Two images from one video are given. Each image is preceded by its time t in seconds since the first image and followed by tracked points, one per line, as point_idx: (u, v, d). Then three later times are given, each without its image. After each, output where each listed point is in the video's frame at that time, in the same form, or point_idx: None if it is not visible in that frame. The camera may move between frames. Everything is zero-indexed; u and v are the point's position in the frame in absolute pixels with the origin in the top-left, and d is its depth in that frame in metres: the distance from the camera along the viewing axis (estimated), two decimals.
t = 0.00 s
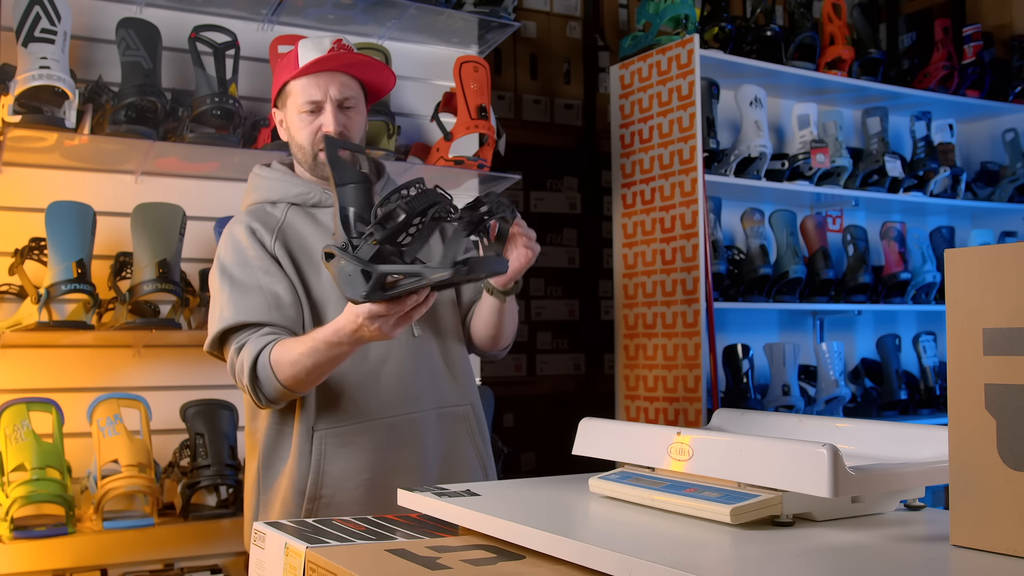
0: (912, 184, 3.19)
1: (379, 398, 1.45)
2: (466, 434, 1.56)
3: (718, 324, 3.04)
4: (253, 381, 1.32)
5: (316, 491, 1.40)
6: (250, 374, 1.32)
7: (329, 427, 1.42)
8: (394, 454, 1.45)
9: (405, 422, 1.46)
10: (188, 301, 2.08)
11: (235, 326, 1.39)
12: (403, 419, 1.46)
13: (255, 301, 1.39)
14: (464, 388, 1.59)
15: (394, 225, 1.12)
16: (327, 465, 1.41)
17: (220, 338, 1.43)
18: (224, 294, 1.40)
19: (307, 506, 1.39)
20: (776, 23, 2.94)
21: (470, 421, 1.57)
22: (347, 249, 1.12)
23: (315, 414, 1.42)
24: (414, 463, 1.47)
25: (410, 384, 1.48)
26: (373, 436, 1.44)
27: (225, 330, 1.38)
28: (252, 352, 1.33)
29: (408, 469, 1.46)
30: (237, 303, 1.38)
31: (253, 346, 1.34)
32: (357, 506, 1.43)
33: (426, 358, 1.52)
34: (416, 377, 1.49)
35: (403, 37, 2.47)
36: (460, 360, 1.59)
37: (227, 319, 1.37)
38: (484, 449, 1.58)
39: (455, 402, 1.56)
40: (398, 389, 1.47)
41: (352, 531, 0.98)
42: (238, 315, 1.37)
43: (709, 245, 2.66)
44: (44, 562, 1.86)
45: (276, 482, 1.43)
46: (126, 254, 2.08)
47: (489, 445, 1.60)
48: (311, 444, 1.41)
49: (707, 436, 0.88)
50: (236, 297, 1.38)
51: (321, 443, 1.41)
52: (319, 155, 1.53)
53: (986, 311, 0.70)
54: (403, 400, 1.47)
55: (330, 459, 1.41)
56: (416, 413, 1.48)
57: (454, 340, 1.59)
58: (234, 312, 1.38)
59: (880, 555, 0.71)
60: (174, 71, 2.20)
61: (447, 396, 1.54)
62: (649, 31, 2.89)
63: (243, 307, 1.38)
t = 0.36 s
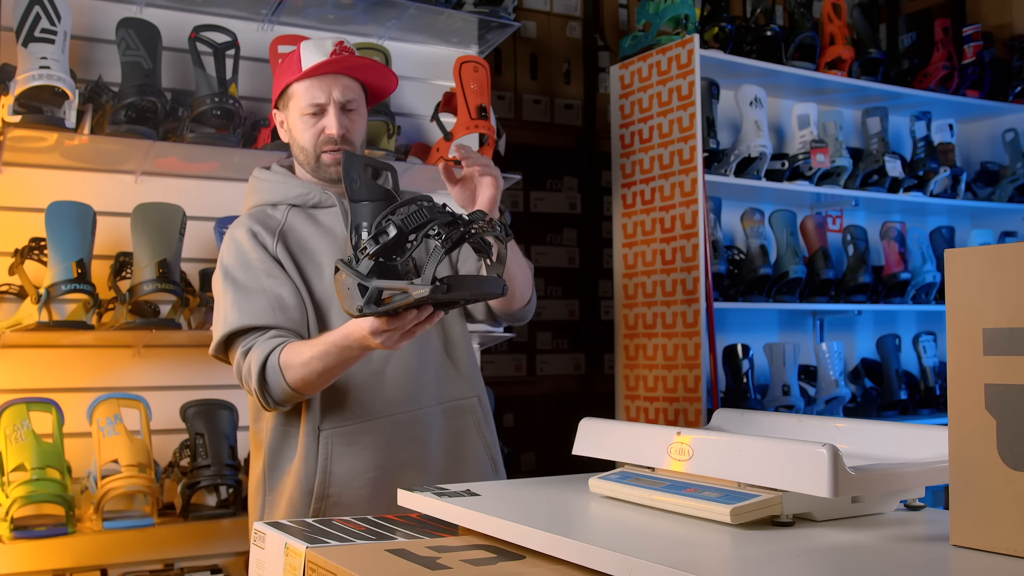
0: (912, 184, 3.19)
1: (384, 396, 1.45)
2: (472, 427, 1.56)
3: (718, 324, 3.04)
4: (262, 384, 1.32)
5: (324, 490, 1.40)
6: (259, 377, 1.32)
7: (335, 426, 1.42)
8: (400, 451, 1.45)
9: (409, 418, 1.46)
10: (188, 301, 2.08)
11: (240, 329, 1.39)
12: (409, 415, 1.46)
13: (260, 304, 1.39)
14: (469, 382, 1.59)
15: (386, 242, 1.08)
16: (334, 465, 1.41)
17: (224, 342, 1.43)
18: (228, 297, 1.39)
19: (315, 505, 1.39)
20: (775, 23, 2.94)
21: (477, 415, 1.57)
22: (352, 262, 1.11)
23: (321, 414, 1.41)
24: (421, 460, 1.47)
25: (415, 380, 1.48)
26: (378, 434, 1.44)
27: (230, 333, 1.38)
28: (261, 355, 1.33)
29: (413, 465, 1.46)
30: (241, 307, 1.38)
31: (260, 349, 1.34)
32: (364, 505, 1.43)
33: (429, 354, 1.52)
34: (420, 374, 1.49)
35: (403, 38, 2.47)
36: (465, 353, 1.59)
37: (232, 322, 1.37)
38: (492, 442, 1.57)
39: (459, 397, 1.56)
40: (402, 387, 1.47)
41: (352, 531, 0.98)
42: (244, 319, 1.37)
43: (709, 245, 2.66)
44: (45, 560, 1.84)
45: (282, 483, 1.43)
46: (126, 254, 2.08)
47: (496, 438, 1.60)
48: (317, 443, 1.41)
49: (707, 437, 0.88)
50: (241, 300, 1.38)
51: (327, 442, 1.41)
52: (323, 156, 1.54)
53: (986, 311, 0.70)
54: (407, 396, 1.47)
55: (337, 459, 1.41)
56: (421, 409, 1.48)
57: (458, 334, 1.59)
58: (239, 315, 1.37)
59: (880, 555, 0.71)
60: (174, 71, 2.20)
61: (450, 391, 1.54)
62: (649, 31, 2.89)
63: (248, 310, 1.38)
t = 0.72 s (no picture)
0: (912, 184, 3.19)
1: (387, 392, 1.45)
2: (474, 420, 1.55)
3: (718, 324, 3.04)
4: (270, 384, 1.32)
5: (329, 488, 1.40)
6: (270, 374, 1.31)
7: (339, 424, 1.42)
8: (404, 446, 1.45)
9: (411, 414, 1.47)
10: (188, 301, 2.08)
11: (246, 329, 1.39)
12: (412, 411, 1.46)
13: (266, 303, 1.39)
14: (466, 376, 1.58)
15: (393, 247, 1.08)
16: (339, 462, 1.41)
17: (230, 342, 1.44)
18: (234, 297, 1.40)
19: (320, 503, 1.39)
20: (775, 23, 2.94)
21: (479, 408, 1.56)
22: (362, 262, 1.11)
23: (326, 413, 1.41)
24: (423, 455, 1.47)
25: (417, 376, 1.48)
26: (382, 430, 1.44)
27: (237, 334, 1.39)
28: (270, 354, 1.33)
29: (416, 460, 1.46)
30: (247, 306, 1.38)
31: (267, 349, 1.34)
32: (369, 502, 1.43)
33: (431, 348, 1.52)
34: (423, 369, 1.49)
35: (403, 37, 2.47)
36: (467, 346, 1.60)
37: (239, 322, 1.37)
38: (494, 434, 1.57)
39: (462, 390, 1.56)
40: (405, 382, 1.47)
41: (352, 530, 0.98)
42: (250, 318, 1.38)
43: (709, 245, 2.66)
44: (44, 560, 1.84)
45: (287, 482, 1.43)
46: (126, 254, 2.08)
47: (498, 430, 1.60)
48: (322, 442, 1.40)
49: (706, 436, 0.88)
50: (247, 300, 1.39)
51: (332, 440, 1.41)
52: (328, 157, 1.55)
53: (986, 311, 0.70)
54: (410, 392, 1.47)
55: (341, 456, 1.41)
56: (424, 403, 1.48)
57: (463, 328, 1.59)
58: (245, 315, 1.38)
59: (881, 555, 0.71)
60: (174, 71, 2.20)
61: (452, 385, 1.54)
62: (649, 31, 2.89)
63: (254, 309, 1.38)
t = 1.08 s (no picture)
0: (912, 184, 3.19)
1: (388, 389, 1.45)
2: (475, 415, 1.55)
3: (718, 324, 3.04)
4: (277, 387, 1.32)
5: (331, 487, 1.40)
6: (276, 377, 1.32)
7: (341, 422, 1.42)
8: (404, 443, 1.45)
9: (412, 411, 1.47)
10: (188, 301, 2.08)
11: (248, 331, 1.39)
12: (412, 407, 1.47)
13: (269, 305, 1.39)
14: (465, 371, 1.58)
15: (410, 252, 1.08)
16: (340, 461, 1.41)
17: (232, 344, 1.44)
18: (237, 301, 1.40)
19: (322, 502, 1.39)
20: (776, 23, 2.94)
21: (479, 403, 1.56)
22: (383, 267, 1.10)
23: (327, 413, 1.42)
24: (424, 452, 1.47)
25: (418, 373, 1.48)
26: (383, 426, 1.44)
27: (241, 336, 1.39)
28: (275, 356, 1.33)
29: (416, 456, 1.46)
30: (250, 308, 1.39)
31: (272, 352, 1.34)
32: (371, 500, 1.43)
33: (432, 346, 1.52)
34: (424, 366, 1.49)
35: (403, 37, 2.47)
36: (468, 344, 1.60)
37: (242, 325, 1.38)
38: (494, 429, 1.56)
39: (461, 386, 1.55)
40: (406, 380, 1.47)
41: (352, 530, 0.98)
42: (252, 320, 1.38)
43: (709, 245, 2.66)
44: (44, 560, 1.84)
45: (287, 482, 1.43)
46: (126, 254, 2.08)
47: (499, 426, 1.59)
48: (324, 441, 1.41)
49: (707, 437, 0.88)
50: (249, 302, 1.39)
51: (334, 438, 1.41)
52: (335, 158, 1.55)
53: (986, 311, 0.70)
54: (410, 390, 1.47)
55: (343, 454, 1.41)
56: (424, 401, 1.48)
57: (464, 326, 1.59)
58: (247, 317, 1.38)
59: (881, 555, 0.71)
60: (174, 71, 2.20)
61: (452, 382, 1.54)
62: (649, 31, 2.89)
63: (256, 311, 1.38)
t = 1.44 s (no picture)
0: (912, 184, 3.19)
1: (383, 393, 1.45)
2: (473, 419, 1.53)
3: (718, 324, 3.04)
4: (259, 385, 1.32)
5: (325, 490, 1.41)
6: (262, 375, 1.31)
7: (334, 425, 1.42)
8: (399, 446, 1.45)
9: (407, 415, 1.46)
10: (188, 301, 2.08)
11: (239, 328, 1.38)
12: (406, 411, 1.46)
13: (261, 303, 1.39)
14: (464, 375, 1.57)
15: (496, 243, 1.08)
16: (334, 465, 1.41)
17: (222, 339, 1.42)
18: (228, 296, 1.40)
19: (317, 505, 1.40)
20: (775, 23, 2.94)
21: (478, 407, 1.54)
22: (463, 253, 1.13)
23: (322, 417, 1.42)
24: (420, 456, 1.47)
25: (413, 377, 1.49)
26: (377, 429, 1.44)
27: (230, 333, 1.38)
28: (263, 355, 1.32)
29: (411, 460, 1.46)
30: (242, 305, 1.38)
31: (259, 350, 1.34)
32: (365, 503, 1.44)
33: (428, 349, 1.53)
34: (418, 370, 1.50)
35: (403, 37, 2.47)
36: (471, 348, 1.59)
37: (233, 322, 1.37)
38: (494, 433, 1.56)
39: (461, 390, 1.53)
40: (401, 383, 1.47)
41: (352, 530, 0.98)
42: (244, 316, 1.37)
43: (708, 245, 2.66)
44: (45, 559, 1.84)
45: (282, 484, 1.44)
46: (126, 254, 2.08)
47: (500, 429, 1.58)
48: (317, 445, 1.41)
49: (707, 437, 0.88)
50: (242, 299, 1.38)
51: (327, 441, 1.41)
52: (339, 159, 1.54)
53: (987, 310, 0.70)
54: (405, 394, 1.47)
55: (336, 458, 1.42)
56: (419, 405, 1.48)
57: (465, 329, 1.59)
58: (239, 313, 1.37)
59: (881, 555, 0.71)
60: (174, 71, 2.20)
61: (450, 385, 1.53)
62: (649, 31, 2.89)
63: (249, 308, 1.37)
